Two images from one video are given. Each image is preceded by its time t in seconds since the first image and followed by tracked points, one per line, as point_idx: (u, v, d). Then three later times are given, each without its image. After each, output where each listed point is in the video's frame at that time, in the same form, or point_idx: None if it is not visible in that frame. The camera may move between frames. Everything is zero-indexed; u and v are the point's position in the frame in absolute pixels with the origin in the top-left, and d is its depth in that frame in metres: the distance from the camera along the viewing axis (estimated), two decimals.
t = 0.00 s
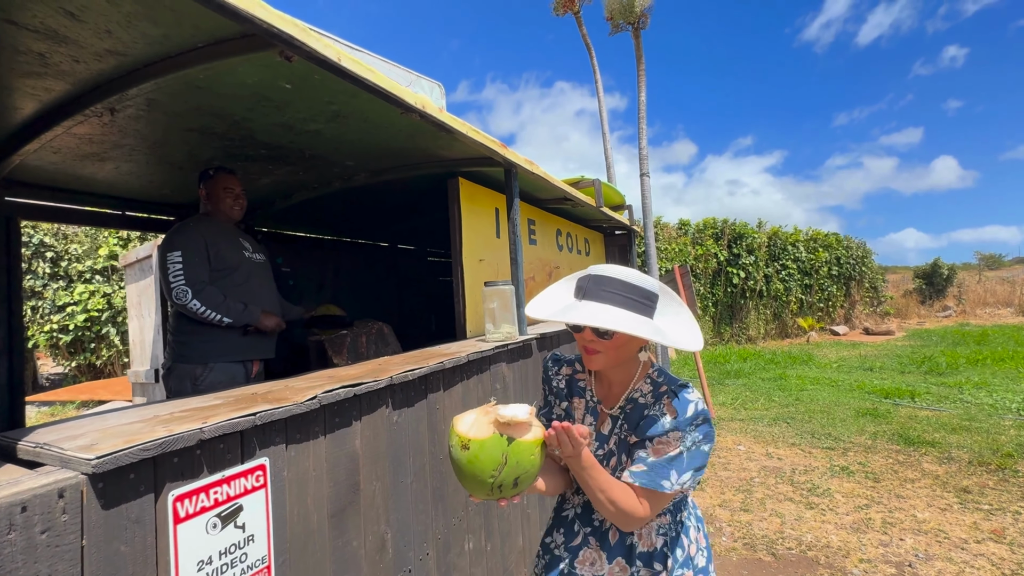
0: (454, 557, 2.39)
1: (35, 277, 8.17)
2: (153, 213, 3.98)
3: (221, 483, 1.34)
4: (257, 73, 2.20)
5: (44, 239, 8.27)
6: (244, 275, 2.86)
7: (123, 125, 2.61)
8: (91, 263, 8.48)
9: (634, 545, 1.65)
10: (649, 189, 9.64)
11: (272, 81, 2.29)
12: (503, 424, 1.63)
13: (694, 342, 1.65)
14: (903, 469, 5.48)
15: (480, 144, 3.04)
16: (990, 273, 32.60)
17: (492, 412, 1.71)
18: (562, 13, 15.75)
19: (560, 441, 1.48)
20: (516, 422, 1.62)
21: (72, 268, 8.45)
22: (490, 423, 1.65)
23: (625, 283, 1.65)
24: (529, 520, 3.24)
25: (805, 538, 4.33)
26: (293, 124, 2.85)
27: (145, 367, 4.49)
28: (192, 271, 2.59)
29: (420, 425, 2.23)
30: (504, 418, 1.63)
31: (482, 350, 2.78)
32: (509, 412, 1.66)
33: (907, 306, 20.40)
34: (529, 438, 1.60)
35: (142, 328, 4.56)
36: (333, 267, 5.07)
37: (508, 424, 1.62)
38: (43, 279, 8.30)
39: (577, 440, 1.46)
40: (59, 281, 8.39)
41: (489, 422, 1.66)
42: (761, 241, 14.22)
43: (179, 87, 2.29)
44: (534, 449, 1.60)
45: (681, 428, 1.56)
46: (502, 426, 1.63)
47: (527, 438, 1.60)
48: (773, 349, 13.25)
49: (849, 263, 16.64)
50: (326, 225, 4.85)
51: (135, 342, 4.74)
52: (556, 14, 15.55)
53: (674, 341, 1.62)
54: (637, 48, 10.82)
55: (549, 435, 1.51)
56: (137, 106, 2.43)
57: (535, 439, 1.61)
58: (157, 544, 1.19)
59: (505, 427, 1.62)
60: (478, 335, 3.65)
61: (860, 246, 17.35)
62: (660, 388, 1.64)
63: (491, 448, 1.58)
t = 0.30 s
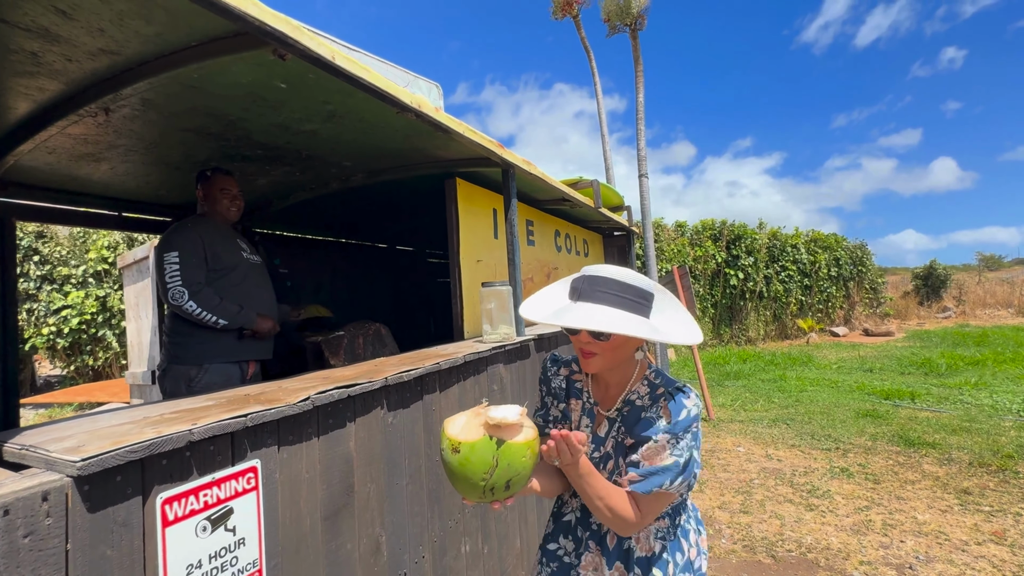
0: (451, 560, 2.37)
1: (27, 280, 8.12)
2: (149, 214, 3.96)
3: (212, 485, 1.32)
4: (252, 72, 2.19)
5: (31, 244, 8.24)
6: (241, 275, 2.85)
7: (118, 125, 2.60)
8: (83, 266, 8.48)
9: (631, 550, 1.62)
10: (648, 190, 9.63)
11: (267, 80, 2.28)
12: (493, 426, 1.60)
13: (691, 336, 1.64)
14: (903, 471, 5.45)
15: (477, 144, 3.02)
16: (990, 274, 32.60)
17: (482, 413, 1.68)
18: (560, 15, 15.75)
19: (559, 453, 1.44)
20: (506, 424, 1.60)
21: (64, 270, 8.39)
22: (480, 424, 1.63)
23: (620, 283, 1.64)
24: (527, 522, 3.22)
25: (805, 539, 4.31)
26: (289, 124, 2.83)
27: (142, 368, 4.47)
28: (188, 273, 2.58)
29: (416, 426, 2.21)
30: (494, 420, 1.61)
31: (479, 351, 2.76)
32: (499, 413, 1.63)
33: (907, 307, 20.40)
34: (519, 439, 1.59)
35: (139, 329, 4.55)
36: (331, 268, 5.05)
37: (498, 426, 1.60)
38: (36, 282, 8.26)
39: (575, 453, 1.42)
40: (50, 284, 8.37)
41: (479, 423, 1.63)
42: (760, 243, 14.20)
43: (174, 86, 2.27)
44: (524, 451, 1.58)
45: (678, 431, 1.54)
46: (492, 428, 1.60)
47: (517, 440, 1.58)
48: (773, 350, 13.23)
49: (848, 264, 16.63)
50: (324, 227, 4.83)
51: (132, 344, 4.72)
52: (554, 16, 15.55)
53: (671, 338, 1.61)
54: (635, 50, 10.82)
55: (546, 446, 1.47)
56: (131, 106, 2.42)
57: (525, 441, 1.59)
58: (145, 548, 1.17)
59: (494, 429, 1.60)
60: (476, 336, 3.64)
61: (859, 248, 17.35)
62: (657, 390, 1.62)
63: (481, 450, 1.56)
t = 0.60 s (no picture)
0: (450, 562, 2.34)
1: (22, 281, 8.09)
2: (146, 213, 3.93)
3: (205, 488, 1.29)
4: (248, 69, 2.16)
5: (25, 244, 8.22)
6: (237, 275, 2.82)
7: (115, 123, 2.57)
8: (79, 266, 8.46)
9: (635, 555, 1.59)
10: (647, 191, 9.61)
11: (264, 77, 2.25)
12: (504, 419, 1.58)
13: (696, 334, 1.62)
14: (904, 472, 5.43)
15: (476, 143, 3.00)
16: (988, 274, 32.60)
17: (493, 406, 1.65)
18: (559, 15, 15.71)
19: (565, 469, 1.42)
20: (518, 417, 1.59)
21: (60, 270, 8.37)
22: (491, 418, 1.60)
23: (623, 281, 1.61)
24: (527, 524, 3.19)
25: (806, 541, 4.28)
26: (286, 122, 2.81)
27: (136, 369, 4.44)
28: (183, 274, 2.55)
29: (415, 427, 2.18)
30: (505, 413, 1.59)
31: (479, 352, 2.73)
32: (510, 407, 1.61)
33: (906, 308, 20.39)
34: (531, 433, 1.56)
35: (134, 330, 4.51)
36: (329, 268, 5.02)
37: (509, 420, 1.58)
38: (31, 282, 8.24)
39: (580, 468, 1.40)
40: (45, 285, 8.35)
41: (489, 417, 1.61)
42: (760, 243, 14.18)
43: (170, 84, 2.25)
44: (537, 444, 1.56)
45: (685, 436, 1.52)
46: (502, 421, 1.58)
47: (529, 434, 1.56)
48: (772, 351, 13.21)
49: (848, 265, 16.61)
50: (323, 226, 4.80)
51: (125, 345, 4.69)
52: (553, 15, 15.52)
53: (678, 336, 1.59)
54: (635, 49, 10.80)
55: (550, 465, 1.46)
56: (128, 104, 2.39)
57: (538, 434, 1.56)
58: (137, 553, 1.14)
59: (506, 423, 1.58)
60: (475, 336, 3.61)
61: (859, 248, 17.33)
62: (662, 393, 1.59)
63: (492, 444, 1.53)
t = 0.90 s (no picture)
0: (449, 563, 2.34)
1: (23, 280, 8.04)
2: (145, 213, 3.92)
3: (205, 491, 1.29)
4: (248, 70, 2.16)
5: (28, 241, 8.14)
6: (235, 276, 2.82)
7: (114, 124, 2.57)
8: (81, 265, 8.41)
9: (638, 556, 1.59)
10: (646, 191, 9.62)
11: (264, 79, 2.25)
12: (511, 421, 1.58)
13: (700, 335, 1.62)
14: (902, 472, 5.44)
15: (476, 144, 3.00)
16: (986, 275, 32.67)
17: (501, 407, 1.65)
18: (559, 15, 15.72)
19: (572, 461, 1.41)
20: (526, 419, 1.58)
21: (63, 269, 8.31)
22: (498, 419, 1.60)
23: (628, 282, 1.62)
24: (526, 525, 3.20)
25: (804, 542, 4.28)
26: (286, 123, 2.81)
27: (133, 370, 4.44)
28: (179, 276, 2.54)
29: (414, 429, 2.18)
30: (513, 415, 1.58)
31: (479, 353, 2.73)
32: (518, 408, 1.61)
33: (904, 308, 20.43)
34: (537, 436, 1.55)
35: (130, 331, 4.51)
36: (328, 268, 5.02)
37: (516, 422, 1.58)
38: (32, 281, 8.15)
39: (586, 460, 1.40)
40: (46, 283, 8.26)
41: (497, 418, 1.61)
42: (759, 243, 14.20)
43: (170, 85, 2.25)
44: (543, 448, 1.54)
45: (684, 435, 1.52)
46: (510, 422, 1.58)
47: (535, 436, 1.55)
48: (771, 351, 13.22)
49: (846, 265, 16.64)
50: (322, 227, 4.79)
51: (121, 345, 4.69)
52: (552, 16, 15.53)
53: (682, 337, 1.59)
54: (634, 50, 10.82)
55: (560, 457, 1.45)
56: (127, 105, 2.39)
57: (544, 439, 1.55)
58: (137, 556, 1.14)
59: (513, 424, 1.57)
60: (474, 337, 3.61)
61: (857, 248, 17.36)
62: (663, 394, 1.60)
63: (498, 445, 1.53)
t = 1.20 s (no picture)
0: (450, 561, 2.34)
1: (24, 277, 8.08)
2: (143, 210, 3.90)
3: (209, 487, 1.29)
4: (249, 66, 2.15)
5: (33, 237, 8.16)
6: (236, 273, 2.81)
7: (114, 120, 2.56)
8: (81, 262, 8.41)
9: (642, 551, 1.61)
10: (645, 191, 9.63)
11: (265, 75, 2.24)
12: (517, 419, 1.58)
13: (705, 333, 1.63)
14: (899, 471, 5.46)
15: (477, 142, 2.99)
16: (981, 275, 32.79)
17: (506, 407, 1.66)
18: (557, 15, 15.73)
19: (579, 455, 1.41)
20: (532, 416, 1.58)
21: (65, 266, 8.33)
22: (503, 418, 1.60)
23: (634, 279, 1.62)
24: (526, 523, 3.20)
25: (802, 540, 4.30)
26: (287, 120, 2.80)
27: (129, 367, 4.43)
28: (180, 273, 2.53)
29: (415, 426, 2.18)
30: (519, 413, 1.58)
31: (479, 351, 2.73)
32: (523, 406, 1.61)
33: (900, 308, 20.50)
34: (545, 431, 1.55)
35: (126, 329, 4.48)
36: (327, 266, 5.01)
37: (523, 419, 1.58)
38: (33, 278, 8.19)
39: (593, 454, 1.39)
40: (47, 281, 8.30)
41: (502, 418, 1.61)
42: (756, 243, 14.23)
43: (170, 80, 2.24)
44: (553, 443, 1.54)
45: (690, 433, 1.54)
46: (516, 420, 1.58)
47: (543, 432, 1.54)
48: (768, 351, 13.26)
49: (843, 265, 16.69)
50: (321, 224, 4.78)
51: (115, 343, 4.67)
52: (551, 15, 15.52)
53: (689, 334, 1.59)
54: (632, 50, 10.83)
55: (568, 449, 1.43)
56: (127, 100, 2.38)
57: (552, 433, 1.54)
58: (142, 552, 1.14)
59: (519, 422, 1.57)
60: (474, 335, 3.60)
61: (854, 248, 17.41)
62: (669, 391, 1.61)
63: (506, 444, 1.53)
